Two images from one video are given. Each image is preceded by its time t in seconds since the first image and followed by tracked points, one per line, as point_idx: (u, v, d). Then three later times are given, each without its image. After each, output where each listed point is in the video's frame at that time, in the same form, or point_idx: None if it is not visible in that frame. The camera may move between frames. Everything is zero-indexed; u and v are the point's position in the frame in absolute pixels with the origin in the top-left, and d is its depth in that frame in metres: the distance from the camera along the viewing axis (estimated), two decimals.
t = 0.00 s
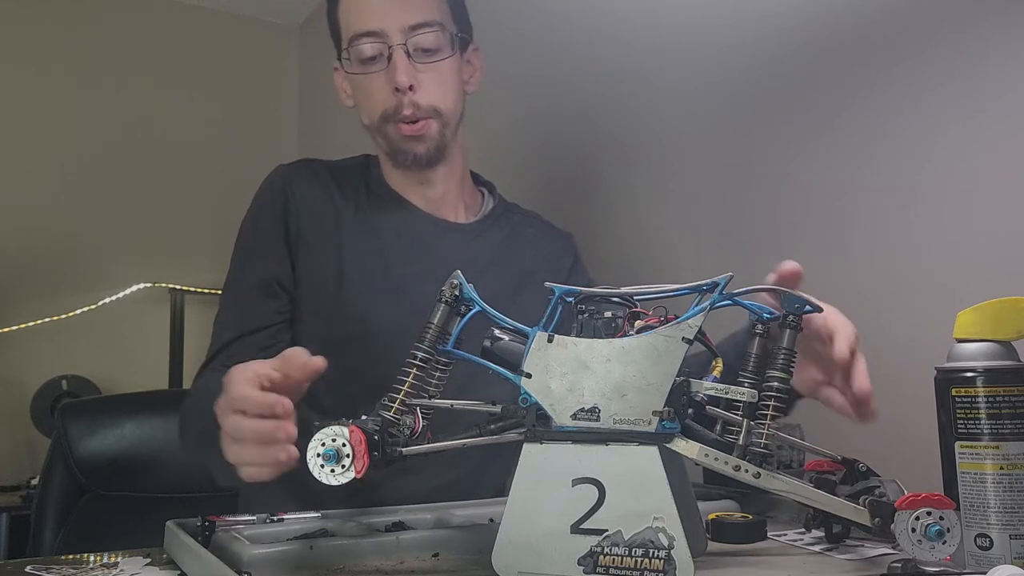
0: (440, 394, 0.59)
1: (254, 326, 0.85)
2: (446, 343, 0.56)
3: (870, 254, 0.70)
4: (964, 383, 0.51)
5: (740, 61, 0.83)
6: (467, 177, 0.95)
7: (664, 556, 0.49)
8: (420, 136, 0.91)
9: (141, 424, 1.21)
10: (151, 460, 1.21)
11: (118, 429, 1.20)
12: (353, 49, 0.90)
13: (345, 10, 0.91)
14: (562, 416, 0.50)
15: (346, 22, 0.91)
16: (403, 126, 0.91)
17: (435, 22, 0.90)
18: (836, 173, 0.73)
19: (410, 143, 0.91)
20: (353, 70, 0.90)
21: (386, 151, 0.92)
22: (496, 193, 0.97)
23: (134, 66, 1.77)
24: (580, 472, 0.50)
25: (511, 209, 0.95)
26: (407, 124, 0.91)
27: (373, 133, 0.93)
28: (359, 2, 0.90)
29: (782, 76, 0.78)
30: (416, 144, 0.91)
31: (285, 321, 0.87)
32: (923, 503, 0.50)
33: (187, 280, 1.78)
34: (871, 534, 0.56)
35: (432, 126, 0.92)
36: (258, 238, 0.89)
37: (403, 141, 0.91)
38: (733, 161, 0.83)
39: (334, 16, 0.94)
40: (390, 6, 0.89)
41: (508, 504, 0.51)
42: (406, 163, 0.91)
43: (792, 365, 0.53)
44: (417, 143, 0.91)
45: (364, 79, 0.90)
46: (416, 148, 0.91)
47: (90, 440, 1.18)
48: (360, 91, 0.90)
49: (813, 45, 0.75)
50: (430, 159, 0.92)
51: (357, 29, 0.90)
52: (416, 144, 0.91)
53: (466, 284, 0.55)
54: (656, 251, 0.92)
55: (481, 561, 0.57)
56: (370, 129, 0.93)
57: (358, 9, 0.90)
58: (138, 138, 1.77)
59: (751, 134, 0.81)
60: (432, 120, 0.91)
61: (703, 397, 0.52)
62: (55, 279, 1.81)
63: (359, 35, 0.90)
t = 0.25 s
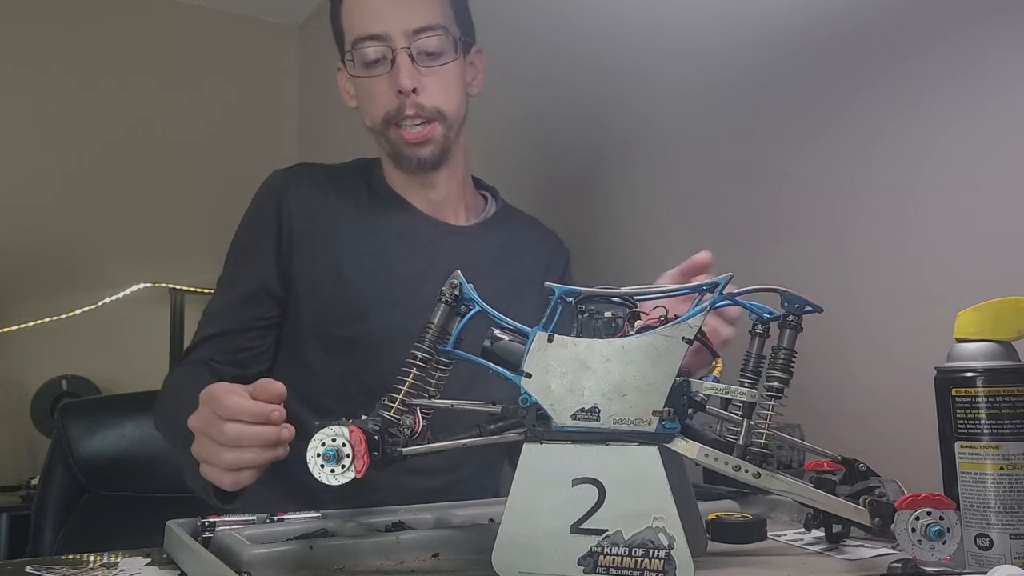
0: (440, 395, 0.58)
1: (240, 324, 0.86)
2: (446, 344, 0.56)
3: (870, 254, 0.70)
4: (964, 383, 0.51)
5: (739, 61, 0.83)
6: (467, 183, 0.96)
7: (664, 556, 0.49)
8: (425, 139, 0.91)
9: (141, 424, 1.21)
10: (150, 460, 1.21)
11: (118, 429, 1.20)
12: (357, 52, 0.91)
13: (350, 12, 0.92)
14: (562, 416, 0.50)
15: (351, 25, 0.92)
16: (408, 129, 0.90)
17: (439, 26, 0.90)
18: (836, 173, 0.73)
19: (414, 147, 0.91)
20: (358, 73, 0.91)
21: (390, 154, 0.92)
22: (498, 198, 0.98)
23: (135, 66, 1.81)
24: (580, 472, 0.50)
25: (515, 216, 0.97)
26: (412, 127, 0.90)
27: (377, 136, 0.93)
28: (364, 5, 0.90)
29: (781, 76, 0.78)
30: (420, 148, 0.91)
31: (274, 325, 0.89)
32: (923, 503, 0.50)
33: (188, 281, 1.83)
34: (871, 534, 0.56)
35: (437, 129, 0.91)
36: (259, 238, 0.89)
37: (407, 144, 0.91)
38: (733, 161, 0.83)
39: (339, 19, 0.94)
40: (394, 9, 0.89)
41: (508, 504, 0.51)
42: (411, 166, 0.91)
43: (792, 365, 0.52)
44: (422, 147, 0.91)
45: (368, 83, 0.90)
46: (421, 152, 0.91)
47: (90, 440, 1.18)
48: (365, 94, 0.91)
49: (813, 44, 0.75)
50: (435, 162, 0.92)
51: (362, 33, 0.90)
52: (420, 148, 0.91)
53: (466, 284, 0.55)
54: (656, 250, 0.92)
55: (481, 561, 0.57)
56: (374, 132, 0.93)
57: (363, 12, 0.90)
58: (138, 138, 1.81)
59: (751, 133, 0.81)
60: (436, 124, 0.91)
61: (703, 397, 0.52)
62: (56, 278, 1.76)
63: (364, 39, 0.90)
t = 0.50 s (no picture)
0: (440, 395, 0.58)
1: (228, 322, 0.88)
2: (446, 343, 0.55)
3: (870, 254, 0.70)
4: (964, 384, 0.51)
5: (739, 61, 0.83)
6: (466, 186, 0.96)
7: (664, 556, 0.48)
8: (429, 147, 0.90)
9: (141, 424, 1.21)
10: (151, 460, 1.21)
11: (118, 428, 1.20)
12: (356, 63, 0.90)
13: (346, 24, 0.91)
14: (562, 416, 0.50)
15: (348, 37, 0.91)
16: (412, 138, 0.89)
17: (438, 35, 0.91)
18: (836, 172, 0.73)
19: (418, 155, 0.90)
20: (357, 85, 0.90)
21: (393, 164, 0.91)
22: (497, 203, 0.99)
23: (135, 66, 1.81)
24: (580, 472, 0.50)
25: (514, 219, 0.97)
26: (415, 135, 0.89)
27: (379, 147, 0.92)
28: (361, 16, 0.90)
29: (781, 76, 0.78)
30: (424, 156, 0.90)
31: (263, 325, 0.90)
32: (923, 503, 0.50)
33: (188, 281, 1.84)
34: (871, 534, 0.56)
35: (441, 137, 0.91)
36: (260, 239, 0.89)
37: (411, 153, 0.90)
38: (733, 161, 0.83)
39: (335, 31, 0.93)
40: (394, 19, 0.89)
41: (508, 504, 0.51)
42: (414, 174, 0.91)
43: (792, 365, 0.52)
44: (427, 155, 0.90)
45: (369, 93, 0.90)
46: (426, 159, 0.90)
47: (91, 440, 1.18)
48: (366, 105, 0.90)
49: (814, 44, 0.75)
50: (438, 170, 0.91)
51: (360, 44, 0.90)
52: (425, 156, 0.90)
53: (466, 283, 0.55)
54: (655, 250, 0.92)
55: (481, 561, 0.57)
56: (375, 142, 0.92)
57: (360, 23, 0.90)
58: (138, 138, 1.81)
59: (751, 133, 0.81)
60: (439, 131, 0.90)
61: (703, 397, 0.52)
62: (56, 278, 1.74)
63: (363, 50, 0.90)
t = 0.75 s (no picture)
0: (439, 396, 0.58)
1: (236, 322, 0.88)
2: (446, 343, 0.55)
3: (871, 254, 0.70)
4: (964, 383, 0.51)
5: (739, 61, 0.83)
6: (466, 186, 0.96)
7: (664, 556, 0.48)
8: (419, 145, 0.92)
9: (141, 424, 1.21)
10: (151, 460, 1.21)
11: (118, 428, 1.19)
12: (349, 61, 0.92)
13: (342, 22, 0.92)
14: (562, 416, 0.50)
15: (343, 34, 0.92)
16: (401, 135, 0.92)
17: (430, 33, 0.91)
18: (836, 172, 0.73)
19: (408, 152, 0.92)
20: (350, 82, 0.92)
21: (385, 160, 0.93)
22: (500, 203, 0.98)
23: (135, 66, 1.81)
24: (580, 472, 0.50)
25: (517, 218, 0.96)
26: (404, 132, 0.92)
27: (372, 143, 0.94)
28: (355, 16, 0.91)
29: (782, 76, 0.78)
30: (414, 153, 0.92)
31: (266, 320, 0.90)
32: (922, 503, 0.50)
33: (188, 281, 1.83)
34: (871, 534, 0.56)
35: (431, 134, 0.93)
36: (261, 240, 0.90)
37: (401, 150, 0.92)
38: (734, 161, 0.83)
39: (331, 27, 0.95)
40: (386, 18, 0.90)
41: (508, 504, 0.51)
42: (406, 171, 0.92)
43: (792, 365, 0.52)
44: (416, 152, 0.92)
45: (362, 91, 0.92)
46: (415, 157, 0.92)
47: (91, 440, 1.18)
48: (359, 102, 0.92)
49: (814, 44, 0.75)
50: (429, 167, 0.93)
51: (352, 42, 0.91)
52: (414, 153, 0.92)
53: (466, 283, 0.55)
54: (655, 250, 0.92)
55: (480, 561, 0.57)
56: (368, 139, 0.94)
57: (354, 21, 0.91)
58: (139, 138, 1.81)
59: (751, 133, 0.81)
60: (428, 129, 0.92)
61: (703, 397, 0.52)
62: (55, 278, 1.77)
63: (355, 48, 0.91)
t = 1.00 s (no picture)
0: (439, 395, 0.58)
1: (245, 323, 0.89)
2: (446, 343, 0.56)
3: (871, 254, 0.70)
4: (963, 383, 0.51)
5: (739, 61, 0.83)
6: (474, 186, 0.96)
7: (664, 556, 0.48)
8: (429, 138, 0.94)
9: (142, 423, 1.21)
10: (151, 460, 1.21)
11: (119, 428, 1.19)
12: (364, 57, 0.95)
13: (359, 23, 0.97)
14: (562, 416, 0.51)
15: (359, 33, 0.96)
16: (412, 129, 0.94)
17: (442, 29, 0.95)
18: (836, 172, 0.73)
19: (419, 145, 0.94)
20: (365, 79, 0.95)
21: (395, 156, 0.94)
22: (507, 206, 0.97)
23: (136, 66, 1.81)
24: (580, 471, 0.50)
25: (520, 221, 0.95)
26: (416, 127, 0.94)
27: (383, 140, 0.96)
28: (370, 14, 0.95)
29: (781, 76, 0.79)
30: (424, 146, 0.94)
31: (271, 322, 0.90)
32: (921, 502, 0.51)
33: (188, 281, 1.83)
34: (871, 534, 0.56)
35: (441, 129, 0.95)
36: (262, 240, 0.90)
37: (411, 143, 0.94)
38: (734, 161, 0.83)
39: (348, 31, 0.99)
40: (400, 16, 0.94)
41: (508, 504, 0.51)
42: (415, 165, 0.94)
43: (791, 365, 0.52)
44: (425, 145, 0.94)
45: (375, 86, 0.95)
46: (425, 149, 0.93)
47: (91, 440, 1.18)
48: (372, 98, 0.95)
49: (815, 44, 0.75)
50: (438, 162, 0.94)
51: (368, 39, 0.95)
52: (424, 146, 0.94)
53: (466, 283, 0.55)
54: (655, 250, 0.92)
55: (480, 561, 0.57)
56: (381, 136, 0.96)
57: (369, 19, 0.95)
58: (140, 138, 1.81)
59: (751, 133, 0.81)
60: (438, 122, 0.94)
61: (702, 397, 0.52)
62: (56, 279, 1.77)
63: (371, 44, 0.95)
